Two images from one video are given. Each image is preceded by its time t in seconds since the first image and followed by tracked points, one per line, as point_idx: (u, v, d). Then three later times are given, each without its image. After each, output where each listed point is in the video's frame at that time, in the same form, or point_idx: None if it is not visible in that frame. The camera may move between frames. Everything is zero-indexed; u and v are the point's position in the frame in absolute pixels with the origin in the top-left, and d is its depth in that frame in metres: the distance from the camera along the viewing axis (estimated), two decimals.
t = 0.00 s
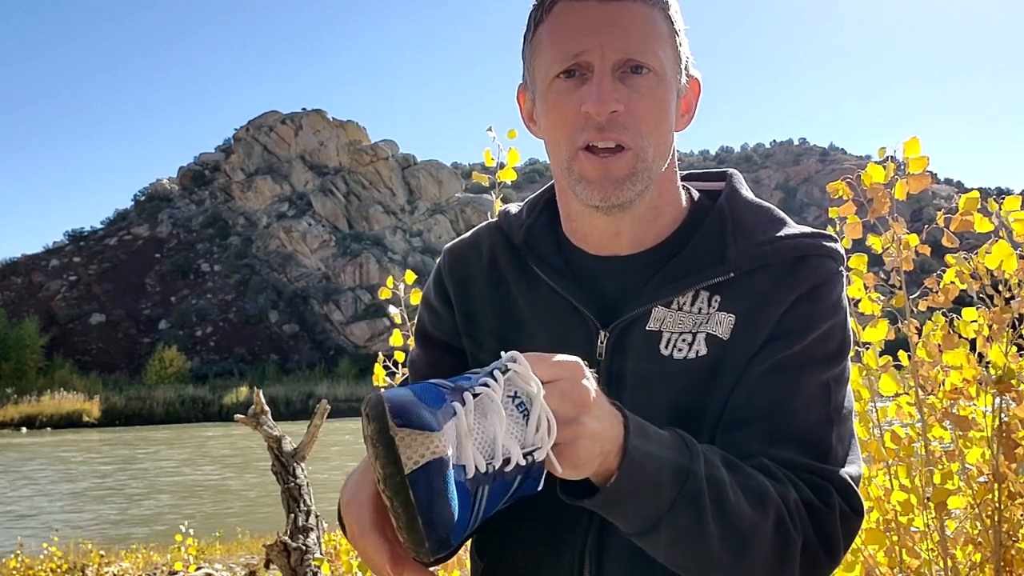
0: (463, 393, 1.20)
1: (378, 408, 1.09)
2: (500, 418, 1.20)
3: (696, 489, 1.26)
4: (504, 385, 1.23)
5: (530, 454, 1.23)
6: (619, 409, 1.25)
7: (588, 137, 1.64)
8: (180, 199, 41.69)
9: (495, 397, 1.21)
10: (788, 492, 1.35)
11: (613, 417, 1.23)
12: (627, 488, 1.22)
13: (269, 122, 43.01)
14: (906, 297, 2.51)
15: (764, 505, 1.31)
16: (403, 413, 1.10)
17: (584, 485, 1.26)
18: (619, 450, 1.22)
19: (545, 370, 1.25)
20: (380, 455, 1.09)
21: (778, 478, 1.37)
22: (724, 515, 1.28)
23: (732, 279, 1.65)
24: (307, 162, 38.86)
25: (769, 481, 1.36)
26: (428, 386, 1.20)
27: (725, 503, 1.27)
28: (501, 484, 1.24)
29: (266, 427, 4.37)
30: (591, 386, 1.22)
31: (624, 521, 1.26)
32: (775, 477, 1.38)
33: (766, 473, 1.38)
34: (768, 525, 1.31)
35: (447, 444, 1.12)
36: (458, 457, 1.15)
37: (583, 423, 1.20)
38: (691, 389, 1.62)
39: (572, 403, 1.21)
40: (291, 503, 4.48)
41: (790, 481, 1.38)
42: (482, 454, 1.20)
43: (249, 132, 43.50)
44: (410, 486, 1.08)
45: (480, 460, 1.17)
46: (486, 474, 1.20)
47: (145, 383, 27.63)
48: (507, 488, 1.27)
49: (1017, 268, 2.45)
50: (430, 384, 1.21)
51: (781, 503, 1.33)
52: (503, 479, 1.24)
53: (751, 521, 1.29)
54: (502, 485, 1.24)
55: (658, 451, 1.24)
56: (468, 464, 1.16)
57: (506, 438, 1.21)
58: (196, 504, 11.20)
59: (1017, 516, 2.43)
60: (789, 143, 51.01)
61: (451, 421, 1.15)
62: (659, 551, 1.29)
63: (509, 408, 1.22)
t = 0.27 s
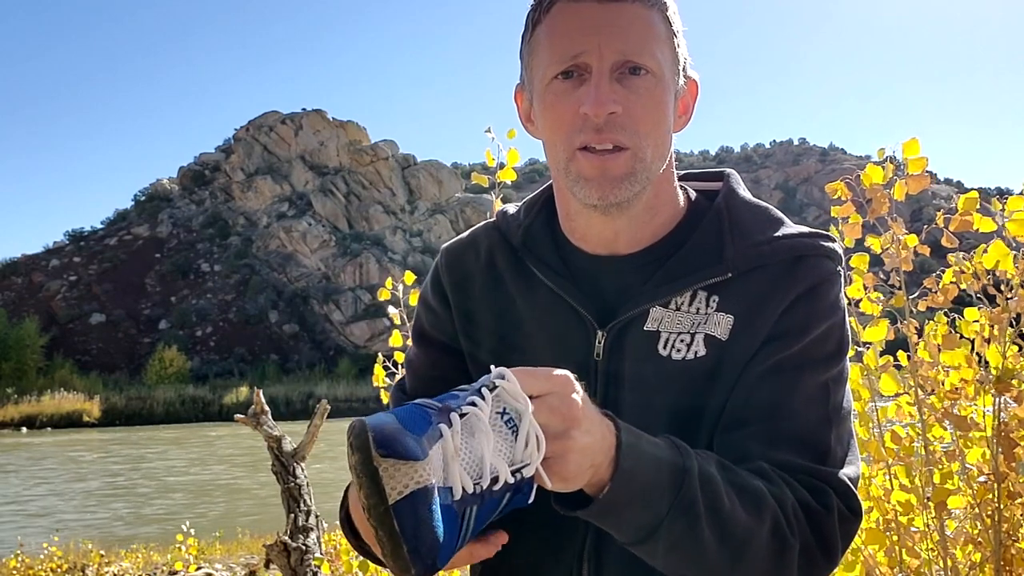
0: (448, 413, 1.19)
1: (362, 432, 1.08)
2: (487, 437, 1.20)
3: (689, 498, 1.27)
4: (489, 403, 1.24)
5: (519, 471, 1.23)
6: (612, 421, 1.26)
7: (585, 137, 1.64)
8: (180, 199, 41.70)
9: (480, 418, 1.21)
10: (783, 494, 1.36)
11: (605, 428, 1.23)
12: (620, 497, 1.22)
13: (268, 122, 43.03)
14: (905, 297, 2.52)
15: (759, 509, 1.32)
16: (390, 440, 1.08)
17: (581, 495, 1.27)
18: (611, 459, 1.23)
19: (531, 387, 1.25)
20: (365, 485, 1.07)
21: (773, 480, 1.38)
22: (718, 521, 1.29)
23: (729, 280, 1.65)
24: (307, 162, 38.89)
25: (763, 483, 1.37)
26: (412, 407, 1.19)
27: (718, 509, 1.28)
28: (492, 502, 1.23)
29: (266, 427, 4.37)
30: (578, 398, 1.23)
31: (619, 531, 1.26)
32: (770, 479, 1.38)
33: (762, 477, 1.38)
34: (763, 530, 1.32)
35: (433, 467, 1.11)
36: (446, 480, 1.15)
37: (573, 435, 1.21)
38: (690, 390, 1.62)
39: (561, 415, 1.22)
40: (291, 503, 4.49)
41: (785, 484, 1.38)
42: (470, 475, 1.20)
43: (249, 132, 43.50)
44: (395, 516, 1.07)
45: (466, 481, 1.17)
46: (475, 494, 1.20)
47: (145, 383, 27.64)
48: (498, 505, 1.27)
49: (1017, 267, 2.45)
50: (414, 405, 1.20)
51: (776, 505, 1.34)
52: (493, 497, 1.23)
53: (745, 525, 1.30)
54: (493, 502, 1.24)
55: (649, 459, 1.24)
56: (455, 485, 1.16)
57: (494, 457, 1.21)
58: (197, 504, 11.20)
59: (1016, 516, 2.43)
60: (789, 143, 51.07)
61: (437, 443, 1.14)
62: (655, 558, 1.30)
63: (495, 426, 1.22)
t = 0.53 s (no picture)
0: (446, 408, 1.20)
1: (358, 423, 1.07)
2: (482, 432, 1.21)
3: (688, 499, 1.27)
4: (487, 399, 1.25)
5: (517, 468, 1.23)
6: (609, 421, 1.26)
7: (581, 138, 1.64)
8: (180, 199, 41.70)
9: (477, 413, 1.21)
10: (781, 495, 1.36)
11: (603, 427, 1.24)
12: (618, 498, 1.23)
13: (268, 122, 43.00)
14: (905, 297, 2.52)
15: (756, 510, 1.32)
16: (388, 431, 1.08)
17: (578, 495, 1.27)
18: (608, 460, 1.23)
19: (531, 385, 1.26)
20: (359, 477, 1.07)
21: (769, 480, 1.38)
22: (717, 522, 1.29)
23: (728, 280, 1.65)
24: (307, 163, 38.88)
25: (760, 482, 1.37)
26: (410, 399, 1.19)
27: (716, 510, 1.29)
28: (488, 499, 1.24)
29: (266, 427, 4.37)
30: (577, 397, 1.24)
31: (617, 533, 1.27)
32: (767, 479, 1.38)
33: (759, 477, 1.39)
34: (760, 531, 1.32)
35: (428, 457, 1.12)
36: (440, 474, 1.15)
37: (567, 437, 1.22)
38: (687, 392, 1.62)
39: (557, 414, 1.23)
40: (291, 503, 4.49)
41: (783, 483, 1.39)
42: (466, 471, 1.20)
43: (249, 132, 43.51)
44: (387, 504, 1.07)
45: (461, 475, 1.18)
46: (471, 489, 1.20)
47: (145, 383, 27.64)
48: (494, 505, 1.26)
49: (1017, 267, 2.45)
50: (412, 396, 1.21)
51: (774, 507, 1.34)
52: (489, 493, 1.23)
53: (742, 526, 1.31)
54: (490, 498, 1.24)
55: (648, 460, 1.24)
56: (450, 480, 1.16)
57: (490, 452, 1.21)
58: (197, 504, 11.20)
59: (1018, 516, 2.42)
60: (789, 143, 51.02)
61: (433, 435, 1.15)
62: (653, 559, 1.30)
63: (491, 423, 1.23)
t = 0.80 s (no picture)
0: (434, 455, 1.15)
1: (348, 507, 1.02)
2: (473, 475, 1.18)
3: (695, 500, 1.28)
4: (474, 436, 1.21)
5: (509, 500, 1.23)
6: (613, 422, 1.26)
7: (569, 147, 1.63)
8: (180, 199, 41.70)
9: (466, 454, 1.18)
10: (788, 495, 1.36)
11: (607, 432, 1.24)
12: (624, 500, 1.24)
13: (268, 123, 42.99)
14: (906, 297, 2.51)
15: (764, 509, 1.33)
16: (380, 510, 1.02)
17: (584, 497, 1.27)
18: (617, 465, 1.24)
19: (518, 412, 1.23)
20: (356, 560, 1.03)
21: (775, 479, 1.38)
22: (725, 522, 1.30)
23: (726, 279, 1.64)
24: (307, 163, 38.88)
25: (767, 483, 1.37)
26: (390, 455, 1.12)
27: (725, 510, 1.30)
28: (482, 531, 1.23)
29: (266, 427, 4.36)
30: (562, 404, 1.22)
31: (625, 534, 1.27)
32: (774, 479, 1.38)
33: (766, 477, 1.39)
34: (768, 530, 1.33)
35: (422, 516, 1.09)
36: (437, 526, 1.13)
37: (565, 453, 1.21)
38: (685, 390, 1.61)
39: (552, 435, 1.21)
40: (291, 503, 4.49)
41: (789, 482, 1.39)
42: (461, 515, 1.17)
43: (249, 132, 43.54)
44: None
45: (458, 522, 1.15)
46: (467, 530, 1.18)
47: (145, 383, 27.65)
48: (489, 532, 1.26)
49: (1017, 267, 2.44)
50: (390, 450, 1.14)
51: (782, 506, 1.35)
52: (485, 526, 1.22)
53: (750, 527, 1.32)
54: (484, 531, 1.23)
55: (654, 461, 1.25)
56: (448, 531, 1.14)
57: (482, 492, 1.19)
58: (197, 504, 11.20)
59: (1018, 517, 2.42)
60: (789, 143, 51.04)
61: (424, 491, 1.11)
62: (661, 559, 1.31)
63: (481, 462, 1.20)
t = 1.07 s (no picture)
0: (410, 446, 1.32)
1: (351, 516, 1.20)
2: (453, 445, 1.36)
3: (764, 487, 1.27)
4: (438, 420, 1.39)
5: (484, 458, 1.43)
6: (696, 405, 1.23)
7: (566, 152, 1.63)
8: (180, 199, 41.67)
9: (439, 432, 1.36)
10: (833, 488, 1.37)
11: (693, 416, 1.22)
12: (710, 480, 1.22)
13: (268, 123, 42.97)
14: (906, 297, 2.51)
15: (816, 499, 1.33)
16: (378, 511, 1.20)
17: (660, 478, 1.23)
18: (700, 450, 1.21)
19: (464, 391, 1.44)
20: (373, 555, 1.21)
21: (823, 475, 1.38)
22: (788, 514, 1.30)
23: (723, 277, 1.65)
24: (306, 163, 38.85)
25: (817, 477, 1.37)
26: (369, 458, 1.31)
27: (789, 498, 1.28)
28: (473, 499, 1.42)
29: (266, 427, 4.36)
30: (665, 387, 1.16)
31: (692, 520, 1.26)
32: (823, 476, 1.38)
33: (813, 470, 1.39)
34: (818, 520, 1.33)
35: (420, 500, 1.26)
36: (437, 505, 1.30)
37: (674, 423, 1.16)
38: (684, 387, 1.61)
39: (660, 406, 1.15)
40: (291, 503, 4.50)
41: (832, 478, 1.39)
42: (451, 486, 1.36)
43: (250, 132, 43.54)
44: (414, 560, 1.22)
45: (453, 491, 1.33)
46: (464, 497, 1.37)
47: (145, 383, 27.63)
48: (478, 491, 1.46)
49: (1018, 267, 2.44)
50: (369, 454, 1.32)
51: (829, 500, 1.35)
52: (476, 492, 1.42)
53: (806, 513, 1.32)
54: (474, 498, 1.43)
55: (729, 444, 1.24)
56: (446, 503, 1.32)
57: (466, 460, 1.38)
58: (196, 504, 11.20)
59: (1017, 517, 2.42)
60: (789, 143, 50.95)
61: (416, 480, 1.28)
62: (718, 549, 1.31)
63: (457, 436, 1.38)
